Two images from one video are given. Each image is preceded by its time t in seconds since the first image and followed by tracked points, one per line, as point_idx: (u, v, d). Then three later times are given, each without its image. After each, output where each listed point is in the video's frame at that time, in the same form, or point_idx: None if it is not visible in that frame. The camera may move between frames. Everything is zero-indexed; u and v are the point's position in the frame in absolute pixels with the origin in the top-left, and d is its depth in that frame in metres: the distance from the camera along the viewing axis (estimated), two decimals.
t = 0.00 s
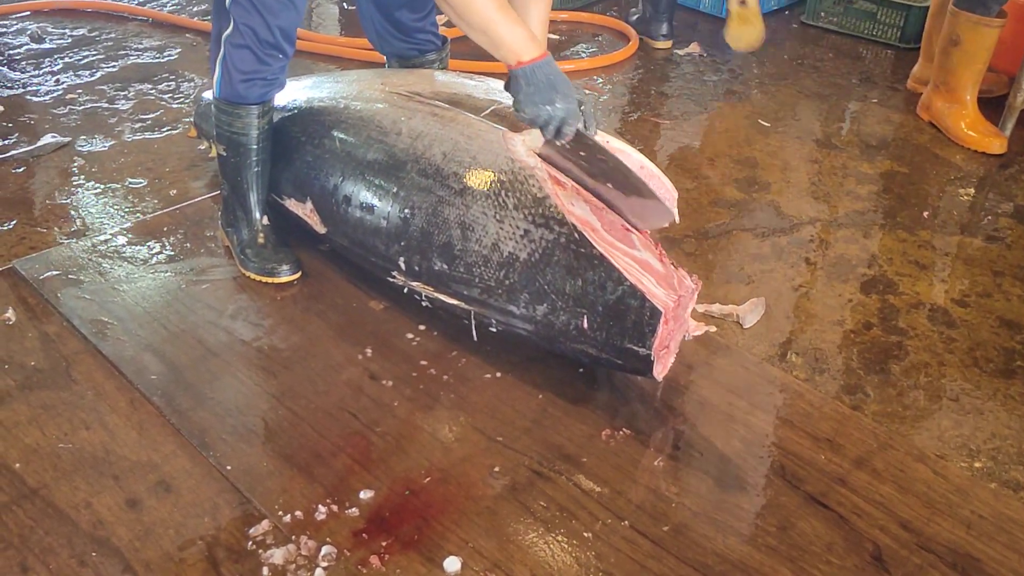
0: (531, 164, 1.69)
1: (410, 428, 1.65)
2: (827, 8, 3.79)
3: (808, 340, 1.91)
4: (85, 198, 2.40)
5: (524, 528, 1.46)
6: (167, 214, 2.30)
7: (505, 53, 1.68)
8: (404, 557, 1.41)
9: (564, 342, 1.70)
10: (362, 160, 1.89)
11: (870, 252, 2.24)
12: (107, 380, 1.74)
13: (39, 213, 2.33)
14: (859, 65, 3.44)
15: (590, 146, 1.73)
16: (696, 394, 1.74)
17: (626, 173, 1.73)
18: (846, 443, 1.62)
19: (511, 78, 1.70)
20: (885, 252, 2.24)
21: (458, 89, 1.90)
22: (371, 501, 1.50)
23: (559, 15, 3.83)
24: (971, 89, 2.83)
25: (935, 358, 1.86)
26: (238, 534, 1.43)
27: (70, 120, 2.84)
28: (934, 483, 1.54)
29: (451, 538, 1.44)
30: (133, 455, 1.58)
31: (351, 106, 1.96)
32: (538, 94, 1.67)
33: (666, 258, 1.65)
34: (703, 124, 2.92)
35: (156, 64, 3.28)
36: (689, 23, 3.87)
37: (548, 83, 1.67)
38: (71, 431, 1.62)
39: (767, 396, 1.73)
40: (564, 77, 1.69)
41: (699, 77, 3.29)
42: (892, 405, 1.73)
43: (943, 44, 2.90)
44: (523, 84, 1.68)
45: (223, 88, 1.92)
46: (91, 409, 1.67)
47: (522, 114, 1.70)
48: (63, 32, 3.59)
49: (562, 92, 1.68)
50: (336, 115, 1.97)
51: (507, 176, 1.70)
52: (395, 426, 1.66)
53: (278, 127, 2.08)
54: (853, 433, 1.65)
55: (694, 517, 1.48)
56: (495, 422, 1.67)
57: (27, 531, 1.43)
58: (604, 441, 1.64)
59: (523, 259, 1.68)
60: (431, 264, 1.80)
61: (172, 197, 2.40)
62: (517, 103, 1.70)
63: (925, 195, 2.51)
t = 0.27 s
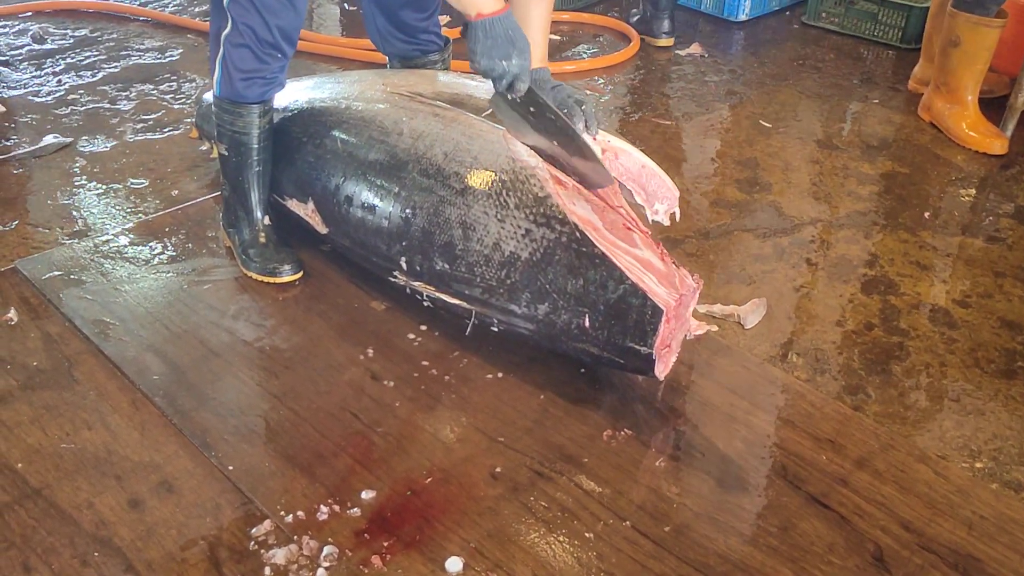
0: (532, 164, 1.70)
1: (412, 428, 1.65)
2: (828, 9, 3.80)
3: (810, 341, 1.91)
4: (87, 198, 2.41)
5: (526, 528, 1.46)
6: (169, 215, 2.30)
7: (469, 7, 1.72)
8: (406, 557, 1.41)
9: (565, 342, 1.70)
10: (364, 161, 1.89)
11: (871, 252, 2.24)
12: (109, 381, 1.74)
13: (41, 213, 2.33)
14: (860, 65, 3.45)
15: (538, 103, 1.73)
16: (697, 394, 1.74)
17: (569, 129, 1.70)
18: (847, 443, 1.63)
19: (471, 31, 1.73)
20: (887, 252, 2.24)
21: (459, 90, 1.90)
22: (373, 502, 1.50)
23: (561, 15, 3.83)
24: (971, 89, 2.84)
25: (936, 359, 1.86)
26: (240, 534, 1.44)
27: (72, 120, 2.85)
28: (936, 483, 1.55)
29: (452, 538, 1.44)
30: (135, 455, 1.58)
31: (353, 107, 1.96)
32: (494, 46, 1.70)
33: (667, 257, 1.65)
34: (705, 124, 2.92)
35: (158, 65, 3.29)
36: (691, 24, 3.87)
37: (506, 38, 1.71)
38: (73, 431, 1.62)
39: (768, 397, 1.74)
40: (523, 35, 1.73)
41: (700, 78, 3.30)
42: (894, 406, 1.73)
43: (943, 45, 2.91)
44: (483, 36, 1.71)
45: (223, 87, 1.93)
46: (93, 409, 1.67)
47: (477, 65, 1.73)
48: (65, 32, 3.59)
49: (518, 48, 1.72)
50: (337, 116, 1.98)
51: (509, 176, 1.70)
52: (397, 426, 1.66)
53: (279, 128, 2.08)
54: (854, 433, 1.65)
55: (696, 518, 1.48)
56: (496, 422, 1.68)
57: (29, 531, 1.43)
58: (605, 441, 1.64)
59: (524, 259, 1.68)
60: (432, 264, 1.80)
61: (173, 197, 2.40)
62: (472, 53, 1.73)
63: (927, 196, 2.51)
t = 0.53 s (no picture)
0: (534, 166, 1.70)
1: (413, 429, 1.66)
2: (829, 10, 3.80)
3: (811, 342, 1.91)
4: (88, 199, 2.41)
5: (526, 529, 1.46)
6: (170, 216, 2.30)
7: (470, 16, 1.84)
8: (406, 558, 1.41)
9: (566, 343, 1.70)
10: (365, 162, 1.89)
11: (872, 253, 2.24)
12: (110, 381, 1.74)
13: (43, 214, 2.34)
14: (860, 66, 3.45)
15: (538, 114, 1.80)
16: (698, 395, 1.75)
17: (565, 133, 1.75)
18: (848, 445, 1.63)
19: (474, 41, 1.86)
20: (887, 253, 2.24)
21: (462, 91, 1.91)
22: (373, 502, 1.51)
23: (562, 17, 3.84)
24: (971, 87, 2.84)
25: (937, 360, 1.87)
26: (241, 535, 1.44)
27: (73, 121, 2.85)
28: (936, 484, 1.55)
29: (453, 539, 1.44)
30: (136, 456, 1.58)
31: (354, 108, 1.97)
32: (495, 56, 1.83)
33: (669, 259, 1.65)
34: (705, 125, 2.92)
35: (159, 66, 3.29)
36: (691, 25, 3.88)
37: (507, 49, 1.83)
38: (74, 432, 1.63)
39: (769, 398, 1.74)
40: (524, 47, 1.85)
41: (701, 79, 3.30)
42: (894, 407, 1.73)
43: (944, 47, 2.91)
44: (483, 46, 1.84)
45: (226, 88, 1.93)
46: (94, 409, 1.68)
47: (478, 75, 1.85)
48: (66, 33, 3.60)
49: (518, 59, 1.83)
50: (339, 117, 1.98)
51: (511, 177, 1.71)
52: (398, 426, 1.66)
53: (281, 130, 2.08)
54: (855, 435, 1.65)
55: (697, 518, 1.48)
56: (497, 423, 1.68)
57: (30, 531, 1.44)
58: (606, 442, 1.64)
59: (526, 261, 1.68)
60: (434, 265, 1.80)
61: (174, 198, 2.40)
62: (474, 64, 1.86)
63: (928, 197, 2.51)
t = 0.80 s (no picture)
0: (535, 165, 1.71)
1: (413, 430, 1.66)
2: (829, 11, 3.80)
3: (811, 343, 1.91)
4: (88, 200, 2.41)
5: (526, 529, 1.46)
6: (170, 217, 2.30)
7: None
8: (406, 559, 1.41)
9: (566, 342, 1.70)
10: (366, 161, 1.89)
11: (871, 254, 2.24)
12: (110, 382, 1.74)
13: (43, 216, 2.34)
14: (860, 67, 3.45)
15: (515, 83, 1.71)
16: (698, 396, 1.75)
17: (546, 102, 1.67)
18: (848, 445, 1.63)
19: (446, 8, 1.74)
20: (887, 254, 2.24)
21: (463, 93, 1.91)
22: (373, 503, 1.51)
23: (561, 18, 3.84)
24: (971, 91, 2.84)
25: (936, 361, 1.87)
26: (241, 536, 1.44)
27: (73, 122, 2.85)
28: (936, 484, 1.55)
29: (453, 540, 1.44)
30: (136, 457, 1.58)
31: (355, 107, 1.97)
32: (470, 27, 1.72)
33: (670, 257, 1.65)
34: (705, 126, 2.92)
35: (159, 68, 3.29)
36: (691, 26, 3.88)
37: (481, 18, 1.72)
38: (75, 433, 1.63)
39: (769, 399, 1.74)
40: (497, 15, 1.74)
41: (700, 80, 3.30)
42: (894, 408, 1.73)
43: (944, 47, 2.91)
44: (455, 15, 1.73)
45: (229, 88, 1.92)
46: (94, 411, 1.68)
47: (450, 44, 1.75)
48: (66, 35, 3.60)
49: (492, 29, 1.72)
50: (340, 116, 1.98)
51: (511, 176, 1.71)
52: (398, 427, 1.66)
53: (282, 130, 2.09)
54: (855, 435, 1.65)
55: (697, 519, 1.48)
56: (497, 424, 1.68)
57: (30, 533, 1.44)
58: (606, 443, 1.64)
59: (526, 259, 1.68)
60: (435, 263, 1.80)
61: (175, 200, 2.41)
62: (448, 33, 1.74)
63: (928, 198, 2.51)
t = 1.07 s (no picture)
0: (535, 168, 1.72)
1: (413, 432, 1.66)
2: (829, 14, 3.81)
3: (811, 345, 1.92)
4: (89, 202, 2.42)
5: (526, 531, 1.47)
6: (171, 219, 2.31)
7: (431, 14, 1.91)
8: (407, 561, 1.41)
9: (566, 345, 1.70)
10: (366, 163, 1.90)
11: (871, 256, 2.25)
12: (110, 384, 1.75)
13: (44, 218, 2.34)
14: (860, 69, 3.46)
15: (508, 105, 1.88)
16: (698, 398, 1.75)
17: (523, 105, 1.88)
18: (848, 447, 1.63)
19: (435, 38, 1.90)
20: (888, 256, 2.25)
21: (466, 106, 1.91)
22: (374, 505, 1.51)
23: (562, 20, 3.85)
24: (971, 93, 2.85)
25: (937, 363, 1.87)
26: (242, 538, 1.44)
27: (74, 125, 2.86)
28: (936, 486, 1.55)
29: (453, 542, 1.45)
30: (137, 459, 1.58)
31: (356, 110, 1.97)
32: (458, 52, 1.87)
33: (669, 261, 1.65)
34: (705, 128, 2.93)
35: (160, 70, 3.30)
36: (691, 29, 3.89)
37: (466, 44, 1.88)
38: (75, 435, 1.63)
39: (769, 400, 1.74)
40: (483, 41, 1.89)
41: (700, 83, 3.31)
42: (894, 410, 1.73)
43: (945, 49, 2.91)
44: (443, 44, 1.88)
45: (240, 73, 2.04)
46: (95, 413, 1.68)
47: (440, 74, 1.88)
48: (67, 38, 3.61)
49: (479, 54, 1.88)
50: (341, 119, 1.99)
51: (511, 180, 1.71)
52: (398, 429, 1.66)
53: (283, 132, 2.09)
54: (855, 437, 1.65)
55: (697, 521, 1.49)
56: (498, 426, 1.68)
57: (31, 534, 1.44)
58: (606, 444, 1.64)
59: (525, 263, 1.68)
60: (434, 266, 1.80)
61: (175, 202, 2.41)
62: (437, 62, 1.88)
63: (928, 200, 2.52)
